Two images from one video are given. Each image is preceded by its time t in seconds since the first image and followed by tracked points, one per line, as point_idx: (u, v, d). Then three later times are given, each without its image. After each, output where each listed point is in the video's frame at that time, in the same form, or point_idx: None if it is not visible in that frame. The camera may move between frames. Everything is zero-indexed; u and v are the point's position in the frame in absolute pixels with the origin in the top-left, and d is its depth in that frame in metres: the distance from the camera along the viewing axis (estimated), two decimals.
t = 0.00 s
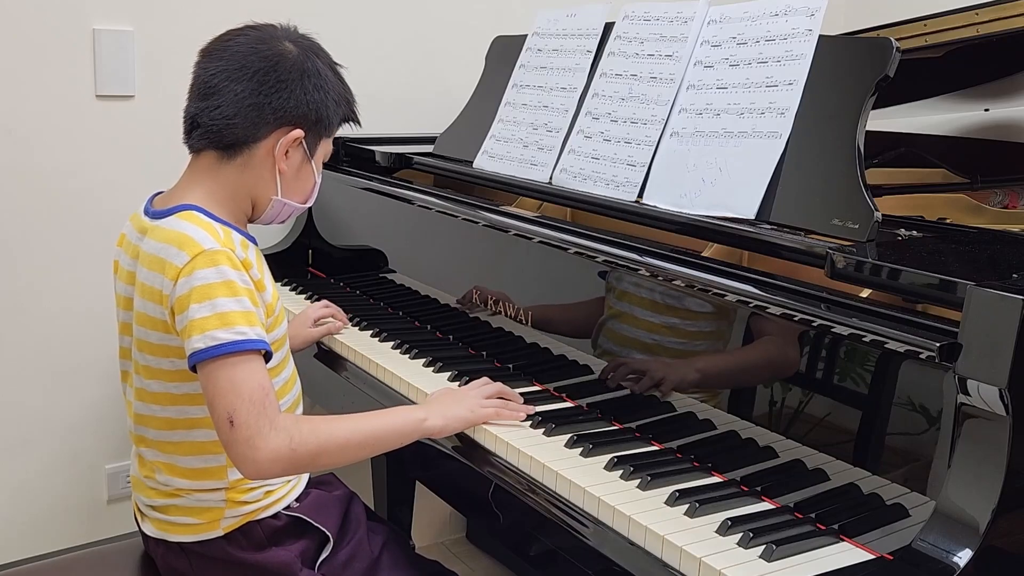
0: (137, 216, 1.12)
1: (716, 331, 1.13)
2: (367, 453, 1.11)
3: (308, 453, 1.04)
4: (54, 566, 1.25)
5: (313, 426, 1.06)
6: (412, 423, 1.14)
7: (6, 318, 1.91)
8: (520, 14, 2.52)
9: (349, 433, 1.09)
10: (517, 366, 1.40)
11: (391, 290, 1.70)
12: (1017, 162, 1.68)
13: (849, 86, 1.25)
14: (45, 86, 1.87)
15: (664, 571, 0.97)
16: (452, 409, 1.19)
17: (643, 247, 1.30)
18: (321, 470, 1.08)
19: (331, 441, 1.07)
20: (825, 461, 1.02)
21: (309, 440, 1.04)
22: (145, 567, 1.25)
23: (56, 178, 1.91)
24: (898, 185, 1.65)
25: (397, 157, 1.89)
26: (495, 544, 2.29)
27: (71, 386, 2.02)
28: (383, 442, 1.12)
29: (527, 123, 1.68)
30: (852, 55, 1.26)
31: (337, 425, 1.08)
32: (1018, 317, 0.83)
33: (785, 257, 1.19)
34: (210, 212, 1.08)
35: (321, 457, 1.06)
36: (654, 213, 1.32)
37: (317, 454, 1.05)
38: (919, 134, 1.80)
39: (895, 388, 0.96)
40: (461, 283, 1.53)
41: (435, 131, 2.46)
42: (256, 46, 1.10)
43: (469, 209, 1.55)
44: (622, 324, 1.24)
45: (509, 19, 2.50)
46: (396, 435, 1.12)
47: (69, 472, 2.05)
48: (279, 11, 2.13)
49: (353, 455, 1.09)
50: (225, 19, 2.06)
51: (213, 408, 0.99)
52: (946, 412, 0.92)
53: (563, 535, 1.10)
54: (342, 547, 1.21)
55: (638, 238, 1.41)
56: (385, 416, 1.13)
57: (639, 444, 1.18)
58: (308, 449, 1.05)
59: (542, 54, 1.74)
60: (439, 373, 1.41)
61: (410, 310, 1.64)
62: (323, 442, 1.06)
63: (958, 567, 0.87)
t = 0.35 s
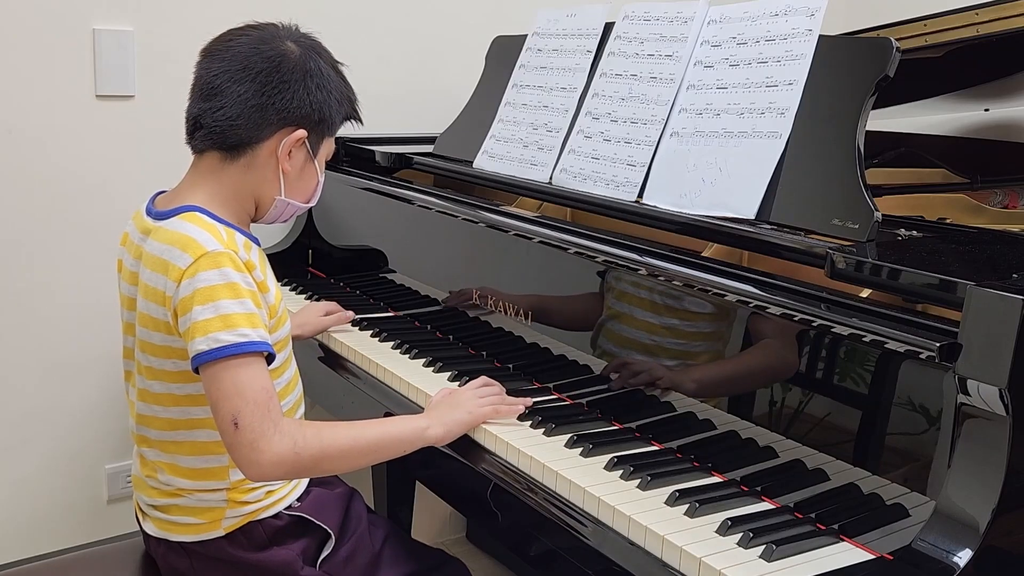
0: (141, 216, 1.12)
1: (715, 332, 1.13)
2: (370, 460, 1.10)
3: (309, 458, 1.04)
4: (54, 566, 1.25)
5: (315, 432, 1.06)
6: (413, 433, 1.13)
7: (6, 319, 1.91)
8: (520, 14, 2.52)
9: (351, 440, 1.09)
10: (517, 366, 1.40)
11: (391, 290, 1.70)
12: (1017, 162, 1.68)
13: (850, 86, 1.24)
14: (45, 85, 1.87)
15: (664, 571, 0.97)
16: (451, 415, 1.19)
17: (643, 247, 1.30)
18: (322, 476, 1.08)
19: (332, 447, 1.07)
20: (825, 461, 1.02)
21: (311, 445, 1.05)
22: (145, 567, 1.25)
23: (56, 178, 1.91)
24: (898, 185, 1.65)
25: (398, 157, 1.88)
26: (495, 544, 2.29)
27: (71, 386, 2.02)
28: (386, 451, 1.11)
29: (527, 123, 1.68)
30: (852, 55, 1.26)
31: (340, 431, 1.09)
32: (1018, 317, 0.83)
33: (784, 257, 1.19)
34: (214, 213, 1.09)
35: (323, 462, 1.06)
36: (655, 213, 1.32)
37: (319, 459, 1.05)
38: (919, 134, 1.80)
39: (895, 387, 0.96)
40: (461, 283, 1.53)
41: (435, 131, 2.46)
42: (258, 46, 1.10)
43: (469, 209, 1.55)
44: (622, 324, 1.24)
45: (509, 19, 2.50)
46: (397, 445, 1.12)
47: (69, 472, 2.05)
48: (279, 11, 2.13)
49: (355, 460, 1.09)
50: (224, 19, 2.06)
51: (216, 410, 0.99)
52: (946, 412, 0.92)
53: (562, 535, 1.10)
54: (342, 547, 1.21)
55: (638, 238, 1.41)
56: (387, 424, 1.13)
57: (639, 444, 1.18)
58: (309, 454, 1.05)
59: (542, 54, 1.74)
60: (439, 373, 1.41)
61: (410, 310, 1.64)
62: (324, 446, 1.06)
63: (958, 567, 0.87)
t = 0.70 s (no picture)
0: (143, 215, 1.12)
1: (715, 333, 1.13)
2: (368, 456, 1.11)
3: (307, 458, 1.04)
4: (53, 566, 1.25)
5: (313, 430, 1.06)
6: (411, 426, 1.13)
7: (6, 319, 1.91)
8: (520, 14, 2.52)
9: (350, 439, 1.09)
10: (517, 366, 1.40)
11: (391, 290, 1.70)
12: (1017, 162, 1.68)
13: (849, 86, 1.25)
14: (44, 85, 1.87)
15: (664, 571, 0.97)
16: (452, 410, 1.18)
17: (643, 247, 1.30)
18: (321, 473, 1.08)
19: (331, 447, 1.07)
20: (826, 461, 1.02)
21: (309, 444, 1.05)
22: (145, 567, 1.25)
23: (56, 178, 1.91)
24: (898, 185, 1.65)
25: (397, 157, 1.87)
26: (495, 544, 2.29)
27: (71, 387, 2.02)
28: (384, 445, 1.12)
29: (527, 123, 1.68)
30: (851, 55, 1.26)
31: (338, 429, 1.09)
32: (1017, 317, 0.83)
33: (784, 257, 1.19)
34: (215, 214, 1.08)
35: (321, 461, 1.06)
36: (655, 213, 1.32)
37: (317, 458, 1.06)
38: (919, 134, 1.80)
39: (895, 387, 0.96)
40: (461, 283, 1.53)
41: (435, 131, 2.46)
42: (260, 46, 1.10)
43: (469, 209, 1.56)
44: (622, 324, 1.24)
45: (509, 19, 2.50)
46: (391, 440, 1.12)
47: (69, 472, 2.05)
48: (279, 11, 2.13)
49: (352, 459, 1.09)
50: (224, 19, 2.06)
51: (213, 411, 1.00)
52: (946, 412, 0.92)
53: (562, 535, 1.10)
54: (342, 546, 1.21)
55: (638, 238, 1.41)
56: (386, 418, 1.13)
57: (639, 444, 1.18)
58: (308, 454, 1.05)
59: (542, 54, 1.74)
60: (439, 373, 1.41)
61: (410, 310, 1.64)
62: (322, 446, 1.06)
63: (958, 567, 0.87)
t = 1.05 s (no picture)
0: (143, 216, 1.12)
1: (717, 335, 1.13)
2: (366, 458, 1.11)
3: (305, 461, 1.04)
4: (53, 566, 1.25)
5: (311, 432, 1.06)
6: (411, 425, 1.14)
7: (6, 319, 1.91)
8: (520, 14, 2.52)
9: (348, 442, 1.09)
10: (517, 366, 1.40)
11: (391, 290, 1.70)
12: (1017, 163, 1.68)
13: (849, 86, 1.25)
14: (45, 86, 1.87)
15: (665, 571, 0.97)
16: (452, 410, 1.18)
17: (644, 247, 1.30)
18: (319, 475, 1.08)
19: (330, 449, 1.07)
20: (825, 461, 1.02)
21: (307, 447, 1.05)
22: (145, 567, 1.25)
23: (55, 178, 1.91)
24: (898, 185, 1.65)
25: (397, 157, 1.87)
26: (495, 544, 2.29)
27: (71, 387, 2.02)
28: (382, 446, 1.11)
29: (527, 123, 1.68)
30: (851, 55, 1.26)
31: (337, 430, 1.09)
32: (1018, 317, 0.83)
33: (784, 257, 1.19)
34: (214, 214, 1.09)
35: (320, 463, 1.06)
36: (655, 213, 1.32)
37: (315, 461, 1.05)
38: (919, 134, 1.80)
39: (895, 387, 0.96)
40: (461, 283, 1.53)
41: (435, 131, 2.46)
42: (257, 45, 1.11)
43: (469, 209, 1.56)
44: (622, 324, 1.24)
45: (509, 19, 2.50)
46: (390, 440, 1.12)
47: (69, 472, 2.05)
48: (279, 11, 2.13)
49: (351, 461, 1.09)
50: (224, 19, 2.06)
51: (211, 414, 1.00)
52: (946, 411, 0.92)
53: (562, 535, 1.10)
54: (342, 547, 1.21)
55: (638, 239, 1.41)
56: (384, 419, 1.13)
57: (639, 444, 1.18)
58: (305, 457, 1.05)
59: (542, 54, 1.74)
60: (439, 373, 1.41)
61: (409, 310, 1.64)
62: (321, 448, 1.06)
63: (958, 567, 0.87)
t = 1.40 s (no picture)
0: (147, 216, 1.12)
1: (722, 337, 1.13)
2: (372, 464, 1.11)
3: (310, 467, 1.05)
4: (54, 566, 1.25)
5: (317, 438, 1.07)
6: (414, 432, 1.14)
7: (6, 319, 1.91)
8: (520, 13, 2.52)
9: (354, 447, 1.09)
10: (517, 366, 1.39)
11: (391, 290, 1.70)
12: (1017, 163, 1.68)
13: (850, 86, 1.24)
14: (45, 86, 1.87)
15: (665, 571, 0.97)
16: (453, 414, 1.18)
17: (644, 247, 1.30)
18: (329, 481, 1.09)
19: (335, 455, 1.07)
20: (826, 461, 1.02)
21: (313, 454, 1.05)
22: (145, 568, 1.25)
23: (55, 178, 1.91)
24: (898, 184, 1.65)
25: (397, 157, 1.88)
26: (495, 544, 2.29)
27: (72, 387, 2.02)
28: (385, 450, 1.11)
29: (527, 123, 1.68)
30: (852, 55, 1.26)
31: (341, 436, 1.09)
32: (1017, 317, 0.83)
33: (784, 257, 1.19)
34: (220, 218, 1.08)
35: (326, 469, 1.06)
36: (656, 213, 1.32)
37: (322, 467, 1.06)
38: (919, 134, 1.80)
39: (895, 387, 0.96)
40: (461, 283, 1.53)
41: (435, 131, 2.46)
42: (274, 49, 1.10)
43: (469, 209, 1.56)
44: (623, 324, 1.24)
45: (509, 19, 2.50)
46: (398, 446, 1.12)
47: (69, 472, 2.05)
48: (279, 11, 2.13)
49: (358, 468, 1.10)
50: (224, 19, 2.06)
51: (217, 421, 1.00)
52: (946, 411, 0.92)
53: (562, 536, 1.10)
54: (342, 549, 1.22)
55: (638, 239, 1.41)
56: (387, 425, 1.13)
57: (639, 444, 1.18)
58: (311, 463, 1.05)
59: (542, 54, 1.74)
60: (439, 373, 1.40)
61: (409, 310, 1.64)
62: (327, 453, 1.07)
63: (958, 567, 0.87)
